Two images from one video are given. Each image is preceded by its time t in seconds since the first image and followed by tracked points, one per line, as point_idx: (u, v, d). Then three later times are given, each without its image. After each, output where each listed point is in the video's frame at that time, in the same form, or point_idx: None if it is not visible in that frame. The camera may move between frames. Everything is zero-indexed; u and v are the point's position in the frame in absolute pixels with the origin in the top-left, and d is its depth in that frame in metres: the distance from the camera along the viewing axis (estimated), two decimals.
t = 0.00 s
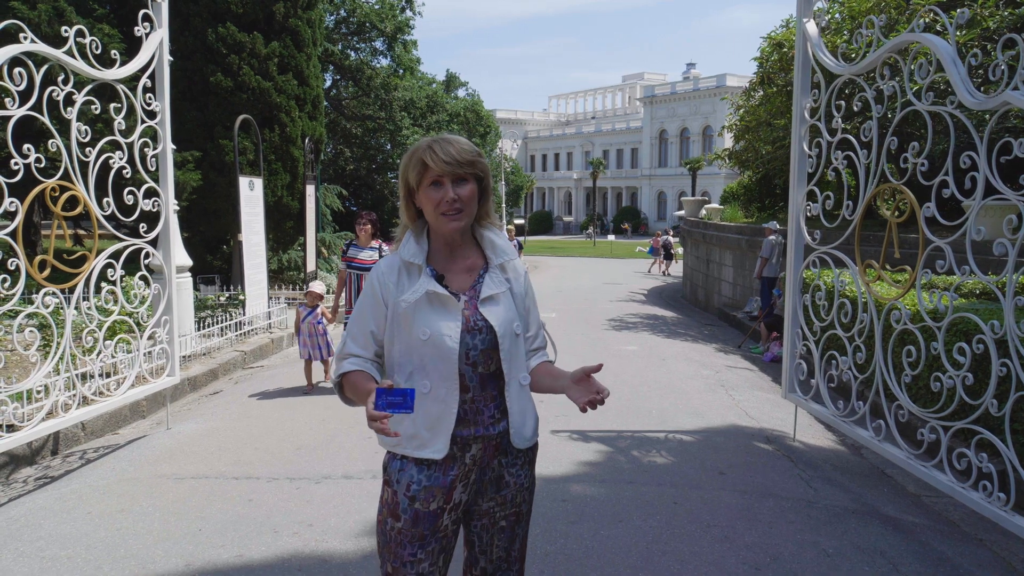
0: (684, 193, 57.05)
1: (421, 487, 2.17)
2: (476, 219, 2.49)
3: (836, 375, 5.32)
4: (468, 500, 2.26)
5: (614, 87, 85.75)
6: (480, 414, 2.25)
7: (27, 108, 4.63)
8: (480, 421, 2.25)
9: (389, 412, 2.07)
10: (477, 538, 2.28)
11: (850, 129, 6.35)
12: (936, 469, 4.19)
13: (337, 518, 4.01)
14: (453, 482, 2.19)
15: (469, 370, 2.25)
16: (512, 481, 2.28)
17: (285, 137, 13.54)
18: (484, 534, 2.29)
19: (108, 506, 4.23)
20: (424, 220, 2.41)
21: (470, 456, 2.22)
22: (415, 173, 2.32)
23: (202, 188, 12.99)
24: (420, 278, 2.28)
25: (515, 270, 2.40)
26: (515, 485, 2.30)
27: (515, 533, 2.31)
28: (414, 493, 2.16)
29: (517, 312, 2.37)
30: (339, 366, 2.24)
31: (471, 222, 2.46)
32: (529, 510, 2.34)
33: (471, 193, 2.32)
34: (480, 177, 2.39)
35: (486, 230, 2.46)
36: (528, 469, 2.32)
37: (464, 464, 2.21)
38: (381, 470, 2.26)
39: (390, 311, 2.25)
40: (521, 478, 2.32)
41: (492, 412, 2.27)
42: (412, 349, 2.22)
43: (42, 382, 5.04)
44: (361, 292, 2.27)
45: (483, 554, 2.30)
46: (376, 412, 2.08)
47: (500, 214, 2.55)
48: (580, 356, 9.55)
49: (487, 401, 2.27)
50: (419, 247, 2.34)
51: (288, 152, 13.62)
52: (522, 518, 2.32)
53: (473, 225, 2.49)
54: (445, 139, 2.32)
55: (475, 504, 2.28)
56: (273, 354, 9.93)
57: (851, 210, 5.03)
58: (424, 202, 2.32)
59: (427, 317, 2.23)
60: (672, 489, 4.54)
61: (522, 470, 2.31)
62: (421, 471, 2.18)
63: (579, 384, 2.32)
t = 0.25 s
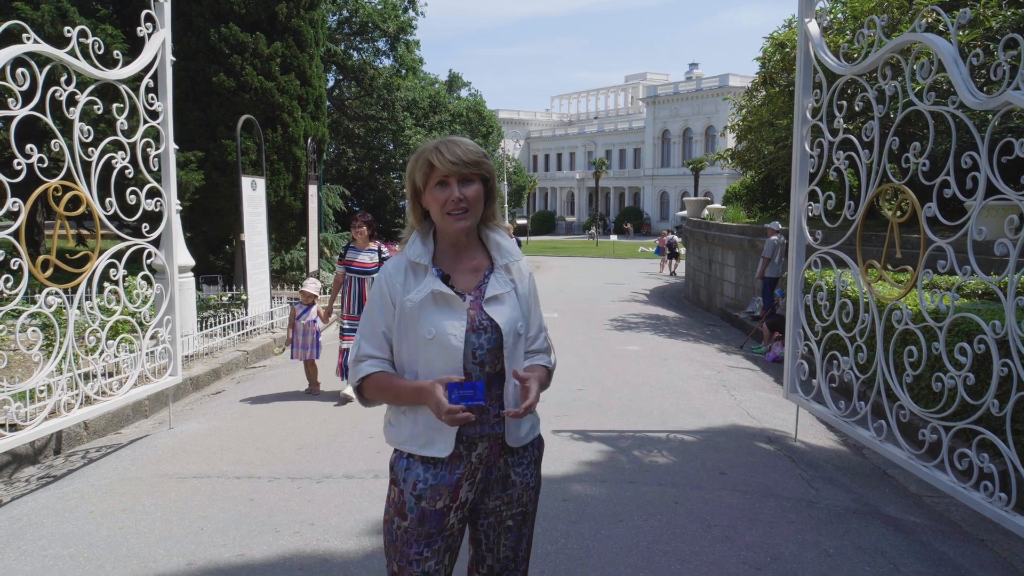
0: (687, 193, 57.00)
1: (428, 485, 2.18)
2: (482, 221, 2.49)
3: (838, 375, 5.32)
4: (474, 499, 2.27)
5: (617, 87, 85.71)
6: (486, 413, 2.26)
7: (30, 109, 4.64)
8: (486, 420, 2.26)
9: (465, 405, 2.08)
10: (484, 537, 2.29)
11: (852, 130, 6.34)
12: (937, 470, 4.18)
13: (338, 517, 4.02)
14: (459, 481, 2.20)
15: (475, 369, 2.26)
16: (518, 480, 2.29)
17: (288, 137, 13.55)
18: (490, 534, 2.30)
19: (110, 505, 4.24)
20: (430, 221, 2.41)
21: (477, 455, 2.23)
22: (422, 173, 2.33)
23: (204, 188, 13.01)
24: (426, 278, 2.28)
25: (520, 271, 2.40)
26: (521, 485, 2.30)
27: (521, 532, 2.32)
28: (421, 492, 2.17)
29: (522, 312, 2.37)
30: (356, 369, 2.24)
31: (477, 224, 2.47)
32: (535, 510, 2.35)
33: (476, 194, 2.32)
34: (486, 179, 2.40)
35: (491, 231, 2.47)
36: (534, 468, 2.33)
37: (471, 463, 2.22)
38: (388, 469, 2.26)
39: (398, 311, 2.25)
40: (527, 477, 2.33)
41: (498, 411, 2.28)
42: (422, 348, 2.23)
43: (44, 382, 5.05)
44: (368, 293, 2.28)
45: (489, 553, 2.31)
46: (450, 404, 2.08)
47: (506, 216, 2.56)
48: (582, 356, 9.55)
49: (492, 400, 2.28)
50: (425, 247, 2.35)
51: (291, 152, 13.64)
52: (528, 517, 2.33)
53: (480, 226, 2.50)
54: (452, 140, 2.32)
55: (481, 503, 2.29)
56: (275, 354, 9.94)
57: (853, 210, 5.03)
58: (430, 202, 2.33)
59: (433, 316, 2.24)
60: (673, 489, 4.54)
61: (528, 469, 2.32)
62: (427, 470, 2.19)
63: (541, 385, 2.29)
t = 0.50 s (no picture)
0: (690, 194, 56.96)
1: (433, 483, 2.19)
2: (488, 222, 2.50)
3: (840, 375, 5.32)
4: (479, 497, 2.28)
5: (620, 87, 85.73)
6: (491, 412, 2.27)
7: (35, 109, 4.66)
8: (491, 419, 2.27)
9: (491, 408, 2.13)
10: (489, 535, 2.30)
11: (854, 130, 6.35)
12: (940, 469, 4.19)
13: (341, 516, 4.04)
14: (464, 479, 2.21)
15: (480, 368, 2.28)
16: (523, 478, 2.31)
17: (291, 137, 13.59)
18: (495, 531, 2.32)
19: (114, 504, 4.26)
20: (438, 221, 2.43)
21: (482, 453, 2.24)
22: (430, 172, 2.35)
23: (208, 189, 13.05)
24: (433, 277, 2.29)
25: (526, 271, 2.40)
26: (525, 483, 2.32)
27: (526, 530, 2.33)
28: (426, 490, 2.18)
29: (528, 312, 2.39)
30: (365, 367, 2.25)
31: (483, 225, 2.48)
32: (540, 508, 2.36)
33: (483, 195, 2.34)
34: (493, 180, 2.42)
35: (498, 233, 2.48)
36: (539, 467, 2.34)
37: (475, 461, 2.23)
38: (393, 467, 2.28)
39: (405, 310, 2.26)
40: (532, 475, 2.34)
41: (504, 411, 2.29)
42: (430, 348, 2.25)
43: (49, 381, 5.08)
44: (376, 292, 2.28)
45: (494, 550, 2.32)
46: (478, 406, 2.12)
47: (512, 217, 2.57)
48: (584, 356, 9.56)
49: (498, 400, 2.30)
50: (432, 246, 2.36)
51: (294, 152, 13.68)
52: (533, 516, 2.34)
53: (486, 227, 2.51)
54: (459, 141, 2.34)
55: (486, 501, 2.30)
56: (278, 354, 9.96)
57: (855, 211, 5.03)
58: (438, 201, 2.35)
59: (440, 316, 2.25)
60: (675, 489, 4.55)
61: (533, 468, 2.34)
62: (432, 468, 2.20)
63: (534, 387, 2.26)
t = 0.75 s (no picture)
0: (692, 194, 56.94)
1: (435, 481, 2.21)
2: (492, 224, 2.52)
3: (841, 376, 5.33)
4: (481, 496, 2.29)
5: (622, 88, 85.72)
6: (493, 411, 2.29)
7: (39, 111, 4.68)
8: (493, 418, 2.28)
9: (493, 407, 2.15)
10: (490, 534, 2.32)
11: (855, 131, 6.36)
12: (940, 470, 4.20)
13: (344, 516, 4.06)
14: (465, 478, 2.23)
15: (484, 368, 2.30)
16: (524, 477, 2.32)
17: (293, 138, 13.61)
18: (496, 530, 2.33)
19: (117, 504, 4.28)
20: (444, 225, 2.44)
21: (483, 452, 2.26)
22: (437, 179, 2.36)
23: (211, 189, 13.07)
24: (439, 279, 2.30)
25: (529, 273, 2.42)
26: (526, 482, 2.33)
27: (527, 529, 2.35)
28: (428, 488, 2.20)
29: (530, 314, 2.41)
30: (370, 366, 2.26)
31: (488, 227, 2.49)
32: (540, 506, 2.38)
33: (490, 200, 2.35)
34: (499, 185, 2.43)
35: (501, 235, 2.50)
36: (539, 466, 2.36)
37: (477, 460, 2.25)
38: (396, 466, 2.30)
39: (410, 310, 2.28)
40: (532, 474, 2.35)
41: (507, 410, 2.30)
42: (434, 347, 2.26)
43: (53, 381, 5.10)
44: (381, 291, 2.29)
45: (495, 549, 2.34)
46: (481, 405, 2.14)
47: (515, 219, 2.58)
48: (586, 357, 9.58)
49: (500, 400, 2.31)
50: (437, 250, 2.37)
51: (296, 153, 13.71)
52: (533, 515, 2.36)
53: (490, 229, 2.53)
54: (467, 145, 2.36)
55: (487, 500, 2.32)
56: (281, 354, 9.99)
57: (856, 212, 5.04)
58: (445, 209, 2.36)
59: (445, 316, 2.27)
60: (676, 489, 4.56)
61: (534, 467, 2.35)
62: (435, 467, 2.22)
63: (538, 387, 2.29)
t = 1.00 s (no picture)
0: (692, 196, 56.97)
1: (437, 481, 2.22)
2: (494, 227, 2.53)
3: (840, 377, 5.34)
4: (482, 496, 2.31)
5: (622, 90, 85.80)
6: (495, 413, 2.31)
7: (42, 113, 4.69)
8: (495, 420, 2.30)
9: (493, 413, 2.16)
10: (490, 533, 2.33)
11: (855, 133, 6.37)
12: (940, 471, 4.21)
13: (345, 517, 4.07)
14: (467, 477, 2.24)
15: (485, 371, 2.31)
16: (525, 477, 2.34)
17: (294, 140, 13.64)
18: (497, 529, 2.34)
19: (119, 505, 4.29)
20: (446, 228, 2.46)
21: (484, 453, 2.27)
22: (441, 183, 2.37)
23: (212, 191, 13.10)
24: (441, 282, 2.32)
25: (531, 276, 2.44)
26: (527, 482, 2.35)
27: (527, 528, 2.36)
28: (430, 488, 2.21)
29: (532, 316, 2.43)
30: (372, 367, 2.27)
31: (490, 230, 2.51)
32: (541, 506, 2.39)
33: (493, 206, 2.37)
34: (502, 189, 2.44)
35: (504, 237, 2.51)
36: (540, 466, 2.37)
37: (478, 460, 2.26)
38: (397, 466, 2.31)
39: (413, 312, 2.29)
40: (533, 474, 2.37)
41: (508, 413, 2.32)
42: (436, 350, 2.28)
43: (55, 383, 5.11)
44: (383, 293, 2.30)
45: (495, 548, 2.35)
46: (480, 409, 2.15)
47: (517, 222, 2.60)
48: (586, 359, 9.59)
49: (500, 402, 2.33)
50: (440, 253, 2.39)
51: (297, 155, 13.73)
52: (534, 514, 2.37)
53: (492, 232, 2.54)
54: (471, 150, 2.37)
55: (488, 500, 2.33)
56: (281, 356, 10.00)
57: (856, 214, 5.05)
58: (448, 212, 2.37)
59: (447, 319, 2.28)
60: (677, 490, 4.57)
61: (534, 467, 2.37)
62: (436, 467, 2.23)
63: (539, 391, 2.31)
